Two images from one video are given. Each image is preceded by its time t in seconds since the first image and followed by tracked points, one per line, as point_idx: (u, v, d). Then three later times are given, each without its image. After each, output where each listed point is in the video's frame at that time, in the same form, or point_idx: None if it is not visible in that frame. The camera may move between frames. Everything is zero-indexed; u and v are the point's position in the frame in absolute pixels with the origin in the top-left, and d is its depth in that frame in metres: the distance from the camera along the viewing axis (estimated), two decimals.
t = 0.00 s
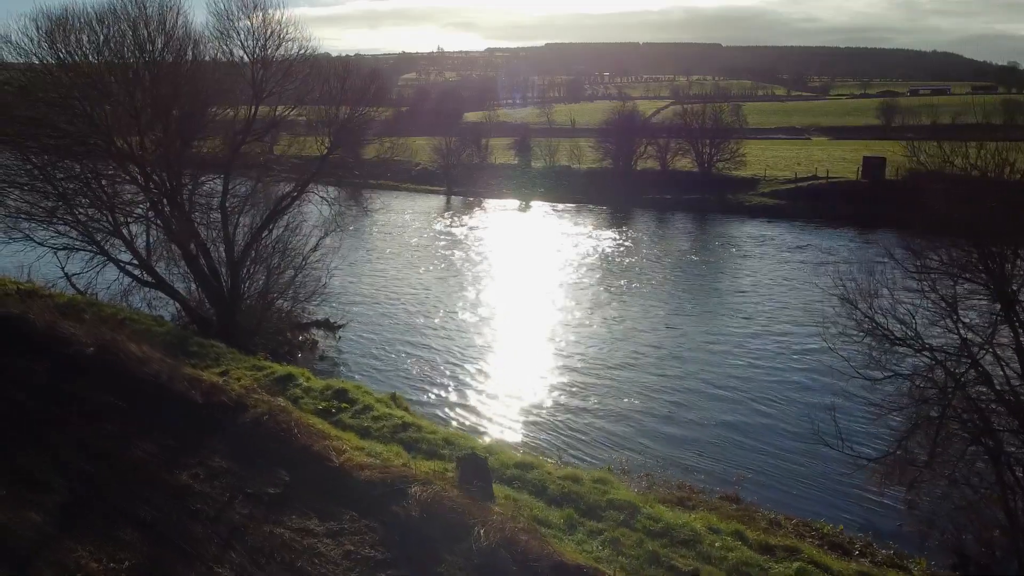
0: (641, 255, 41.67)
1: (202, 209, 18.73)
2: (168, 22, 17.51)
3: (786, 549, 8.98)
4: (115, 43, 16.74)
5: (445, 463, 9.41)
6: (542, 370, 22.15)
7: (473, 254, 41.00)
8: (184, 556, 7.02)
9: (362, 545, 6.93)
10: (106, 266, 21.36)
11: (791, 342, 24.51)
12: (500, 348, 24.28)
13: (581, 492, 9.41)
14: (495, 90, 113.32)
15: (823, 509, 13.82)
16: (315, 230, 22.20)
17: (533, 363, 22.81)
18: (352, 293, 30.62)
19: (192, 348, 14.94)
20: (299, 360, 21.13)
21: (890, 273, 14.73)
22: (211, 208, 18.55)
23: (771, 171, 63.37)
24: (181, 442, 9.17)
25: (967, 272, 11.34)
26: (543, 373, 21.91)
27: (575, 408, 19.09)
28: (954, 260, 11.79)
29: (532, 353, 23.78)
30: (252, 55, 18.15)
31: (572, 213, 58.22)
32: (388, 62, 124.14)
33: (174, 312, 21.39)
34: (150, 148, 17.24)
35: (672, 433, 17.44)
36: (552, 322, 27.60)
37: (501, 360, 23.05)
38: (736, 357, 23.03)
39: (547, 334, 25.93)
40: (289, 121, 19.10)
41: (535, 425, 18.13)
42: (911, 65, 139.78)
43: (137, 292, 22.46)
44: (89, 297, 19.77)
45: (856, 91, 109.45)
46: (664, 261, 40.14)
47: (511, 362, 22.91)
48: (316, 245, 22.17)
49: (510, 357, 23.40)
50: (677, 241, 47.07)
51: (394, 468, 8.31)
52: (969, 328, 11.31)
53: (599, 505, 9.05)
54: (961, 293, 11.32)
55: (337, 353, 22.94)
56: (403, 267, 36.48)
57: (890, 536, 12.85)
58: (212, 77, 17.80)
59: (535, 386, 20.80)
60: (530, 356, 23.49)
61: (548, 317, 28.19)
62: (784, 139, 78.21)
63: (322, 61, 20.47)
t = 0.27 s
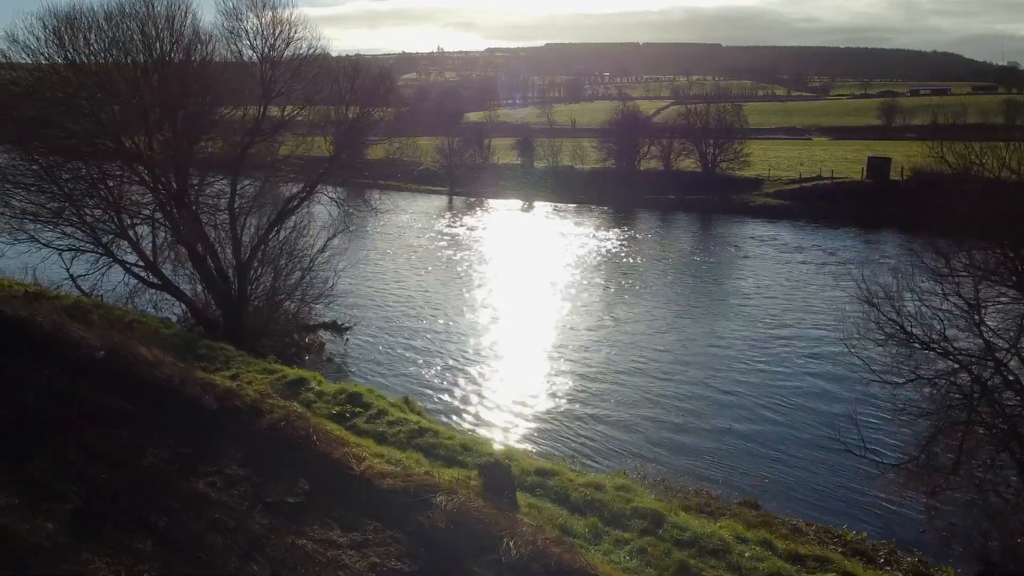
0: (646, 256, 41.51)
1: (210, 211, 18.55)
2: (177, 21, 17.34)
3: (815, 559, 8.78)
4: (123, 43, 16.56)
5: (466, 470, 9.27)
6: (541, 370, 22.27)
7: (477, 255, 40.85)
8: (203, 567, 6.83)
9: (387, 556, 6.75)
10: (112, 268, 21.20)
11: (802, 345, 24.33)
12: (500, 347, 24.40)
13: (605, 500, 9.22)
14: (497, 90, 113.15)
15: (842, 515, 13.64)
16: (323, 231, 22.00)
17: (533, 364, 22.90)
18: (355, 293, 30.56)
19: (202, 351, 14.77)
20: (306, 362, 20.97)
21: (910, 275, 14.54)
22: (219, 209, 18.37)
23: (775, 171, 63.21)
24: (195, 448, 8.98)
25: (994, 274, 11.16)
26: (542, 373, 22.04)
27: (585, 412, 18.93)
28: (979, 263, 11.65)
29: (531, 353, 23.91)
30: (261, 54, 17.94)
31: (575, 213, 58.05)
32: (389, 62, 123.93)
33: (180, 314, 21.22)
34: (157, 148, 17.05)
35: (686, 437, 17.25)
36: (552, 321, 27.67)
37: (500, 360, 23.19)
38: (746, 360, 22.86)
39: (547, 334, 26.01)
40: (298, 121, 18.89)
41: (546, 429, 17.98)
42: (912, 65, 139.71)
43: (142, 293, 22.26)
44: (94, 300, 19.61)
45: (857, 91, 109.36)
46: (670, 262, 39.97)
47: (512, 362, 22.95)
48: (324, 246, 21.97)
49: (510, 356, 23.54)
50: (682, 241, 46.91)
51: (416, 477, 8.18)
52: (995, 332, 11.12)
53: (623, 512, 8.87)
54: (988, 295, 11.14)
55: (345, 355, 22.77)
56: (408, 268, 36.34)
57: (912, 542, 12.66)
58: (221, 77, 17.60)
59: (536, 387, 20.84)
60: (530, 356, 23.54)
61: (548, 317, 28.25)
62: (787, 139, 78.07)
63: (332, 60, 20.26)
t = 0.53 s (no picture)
0: (651, 257, 41.32)
1: (217, 211, 18.35)
2: (185, 20, 17.15)
3: (845, 569, 8.62)
4: (130, 41, 16.37)
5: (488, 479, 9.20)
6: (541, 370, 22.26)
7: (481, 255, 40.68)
8: None
9: (414, 568, 6.62)
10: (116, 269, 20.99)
11: (812, 347, 24.13)
12: (500, 347, 24.37)
13: (629, 508, 9.05)
14: (498, 89, 112.98)
15: (861, 521, 13.45)
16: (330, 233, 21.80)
17: (534, 362, 22.87)
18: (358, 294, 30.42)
19: (211, 354, 14.58)
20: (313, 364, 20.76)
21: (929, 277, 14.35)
22: (226, 210, 18.17)
23: (778, 171, 62.99)
24: (211, 454, 8.78)
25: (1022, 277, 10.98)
26: (543, 372, 22.01)
27: (596, 414, 18.72)
28: (1001, 269, 11.58)
29: (531, 352, 23.88)
30: (270, 54, 17.76)
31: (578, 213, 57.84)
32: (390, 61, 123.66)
33: (185, 315, 21.00)
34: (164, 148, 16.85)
35: (699, 441, 17.05)
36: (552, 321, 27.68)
37: (502, 360, 23.14)
38: (757, 362, 22.66)
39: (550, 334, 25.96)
40: (306, 122, 18.70)
41: (557, 431, 17.77)
42: (912, 65, 139.68)
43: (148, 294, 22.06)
44: (100, 301, 19.40)
45: (857, 91, 109.24)
46: (675, 263, 39.76)
47: (512, 362, 22.93)
48: (332, 247, 21.77)
49: (510, 356, 23.50)
50: (686, 242, 46.69)
51: (441, 489, 8.23)
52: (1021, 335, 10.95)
53: (649, 521, 8.70)
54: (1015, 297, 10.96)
55: (352, 356, 22.59)
56: (412, 268, 36.14)
57: (932, 551, 12.51)
58: (229, 76, 17.41)
59: (540, 387, 20.72)
60: (530, 355, 23.52)
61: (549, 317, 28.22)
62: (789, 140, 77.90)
63: (341, 61, 20.07)
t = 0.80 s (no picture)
0: (656, 258, 41.17)
1: (225, 212, 18.14)
2: (193, 19, 16.98)
3: None
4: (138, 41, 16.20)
5: (511, 488, 9.02)
6: (542, 370, 22.24)
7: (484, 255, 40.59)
8: None
9: None
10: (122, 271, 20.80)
11: (822, 350, 23.96)
12: (499, 347, 24.36)
13: (655, 516, 8.86)
14: (498, 89, 112.83)
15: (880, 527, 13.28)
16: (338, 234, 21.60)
17: (533, 362, 22.89)
18: (362, 295, 30.28)
19: (221, 357, 14.40)
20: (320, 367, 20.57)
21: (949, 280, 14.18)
22: (234, 210, 17.97)
23: (782, 171, 62.83)
24: (227, 460, 8.58)
25: None
26: (545, 373, 21.96)
27: (607, 417, 18.56)
28: None
29: (531, 352, 23.85)
30: (279, 53, 17.57)
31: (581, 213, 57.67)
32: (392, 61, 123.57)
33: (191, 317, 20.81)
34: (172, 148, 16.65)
35: (712, 445, 16.88)
36: (553, 321, 27.67)
37: (500, 360, 23.15)
38: (767, 365, 22.49)
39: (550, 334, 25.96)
40: (315, 122, 18.50)
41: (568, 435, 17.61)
42: (913, 64, 139.59)
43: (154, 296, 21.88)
44: (106, 303, 19.21)
45: (859, 91, 109.14)
46: (681, 264, 39.61)
47: (512, 362, 22.93)
48: (339, 249, 21.57)
49: (510, 356, 23.50)
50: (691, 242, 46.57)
51: (465, 500, 8.01)
52: None
53: (675, 530, 8.53)
54: None
55: (359, 358, 22.42)
56: (417, 269, 36.00)
57: (955, 561, 12.33)
58: (237, 76, 17.22)
59: (549, 390, 20.55)
60: (530, 355, 23.52)
61: (549, 316, 28.27)
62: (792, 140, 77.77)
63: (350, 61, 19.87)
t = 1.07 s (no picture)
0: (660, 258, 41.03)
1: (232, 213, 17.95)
2: (201, 18, 16.79)
3: None
4: (145, 40, 16.03)
5: (535, 497, 8.86)
6: (543, 371, 22.21)
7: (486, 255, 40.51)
8: None
9: None
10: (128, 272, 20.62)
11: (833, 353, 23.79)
12: (498, 347, 24.31)
13: (682, 526, 8.70)
14: (500, 89, 112.72)
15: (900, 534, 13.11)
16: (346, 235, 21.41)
17: (532, 363, 22.89)
18: (367, 296, 30.14)
19: (232, 360, 14.23)
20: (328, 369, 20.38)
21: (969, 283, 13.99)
22: (242, 211, 17.78)
23: (785, 171, 62.67)
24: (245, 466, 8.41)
25: None
26: (552, 375, 21.82)
27: (618, 421, 18.39)
28: None
29: (530, 352, 23.83)
30: (288, 53, 17.38)
31: (585, 213, 57.51)
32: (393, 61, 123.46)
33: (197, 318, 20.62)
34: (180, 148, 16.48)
35: (726, 450, 16.71)
36: (554, 321, 27.63)
37: (499, 360, 23.12)
38: (778, 368, 22.33)
39: (554, 335, 25.89)
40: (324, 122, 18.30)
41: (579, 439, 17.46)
42: (914, 64, 139.46)
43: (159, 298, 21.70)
44: (112, 305, 19.03)
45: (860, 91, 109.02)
46: (686, 264, 39.45)
47: (511, 362, 22.91)
48: (347, 250, 21.38)
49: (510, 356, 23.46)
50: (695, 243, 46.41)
51: (490, 510, 7.85)
52: None
53: (703, 540, 8.37)
54: None
55: (366, 360, 22.24)
56: (422, 270, 35.85)
57: (977, 569, 12.17)
58: (246, 75, 17.03)
59: (558, 392, 20.40)
60: (529, 355, 23.51)
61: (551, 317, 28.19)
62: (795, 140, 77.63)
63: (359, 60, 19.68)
